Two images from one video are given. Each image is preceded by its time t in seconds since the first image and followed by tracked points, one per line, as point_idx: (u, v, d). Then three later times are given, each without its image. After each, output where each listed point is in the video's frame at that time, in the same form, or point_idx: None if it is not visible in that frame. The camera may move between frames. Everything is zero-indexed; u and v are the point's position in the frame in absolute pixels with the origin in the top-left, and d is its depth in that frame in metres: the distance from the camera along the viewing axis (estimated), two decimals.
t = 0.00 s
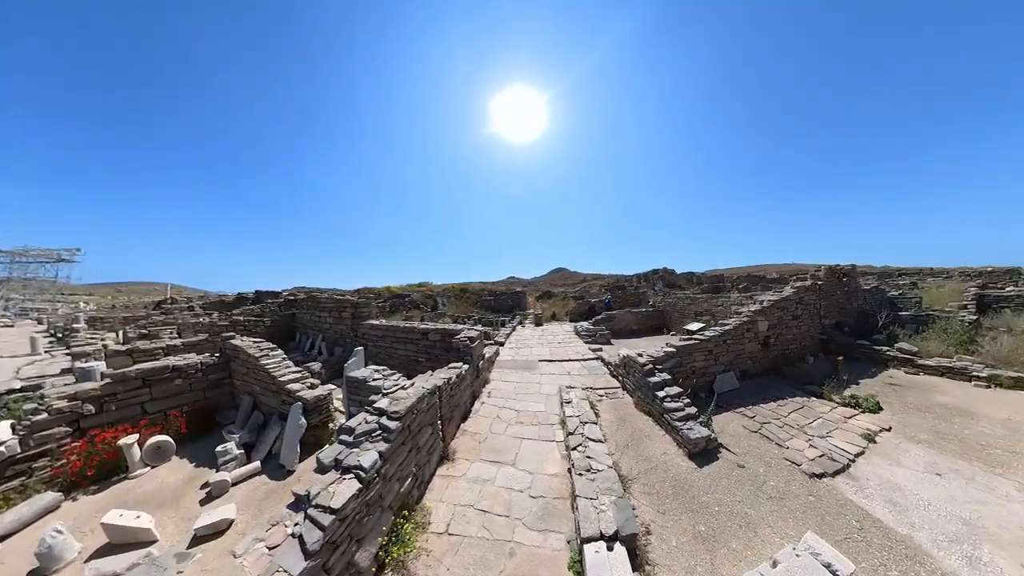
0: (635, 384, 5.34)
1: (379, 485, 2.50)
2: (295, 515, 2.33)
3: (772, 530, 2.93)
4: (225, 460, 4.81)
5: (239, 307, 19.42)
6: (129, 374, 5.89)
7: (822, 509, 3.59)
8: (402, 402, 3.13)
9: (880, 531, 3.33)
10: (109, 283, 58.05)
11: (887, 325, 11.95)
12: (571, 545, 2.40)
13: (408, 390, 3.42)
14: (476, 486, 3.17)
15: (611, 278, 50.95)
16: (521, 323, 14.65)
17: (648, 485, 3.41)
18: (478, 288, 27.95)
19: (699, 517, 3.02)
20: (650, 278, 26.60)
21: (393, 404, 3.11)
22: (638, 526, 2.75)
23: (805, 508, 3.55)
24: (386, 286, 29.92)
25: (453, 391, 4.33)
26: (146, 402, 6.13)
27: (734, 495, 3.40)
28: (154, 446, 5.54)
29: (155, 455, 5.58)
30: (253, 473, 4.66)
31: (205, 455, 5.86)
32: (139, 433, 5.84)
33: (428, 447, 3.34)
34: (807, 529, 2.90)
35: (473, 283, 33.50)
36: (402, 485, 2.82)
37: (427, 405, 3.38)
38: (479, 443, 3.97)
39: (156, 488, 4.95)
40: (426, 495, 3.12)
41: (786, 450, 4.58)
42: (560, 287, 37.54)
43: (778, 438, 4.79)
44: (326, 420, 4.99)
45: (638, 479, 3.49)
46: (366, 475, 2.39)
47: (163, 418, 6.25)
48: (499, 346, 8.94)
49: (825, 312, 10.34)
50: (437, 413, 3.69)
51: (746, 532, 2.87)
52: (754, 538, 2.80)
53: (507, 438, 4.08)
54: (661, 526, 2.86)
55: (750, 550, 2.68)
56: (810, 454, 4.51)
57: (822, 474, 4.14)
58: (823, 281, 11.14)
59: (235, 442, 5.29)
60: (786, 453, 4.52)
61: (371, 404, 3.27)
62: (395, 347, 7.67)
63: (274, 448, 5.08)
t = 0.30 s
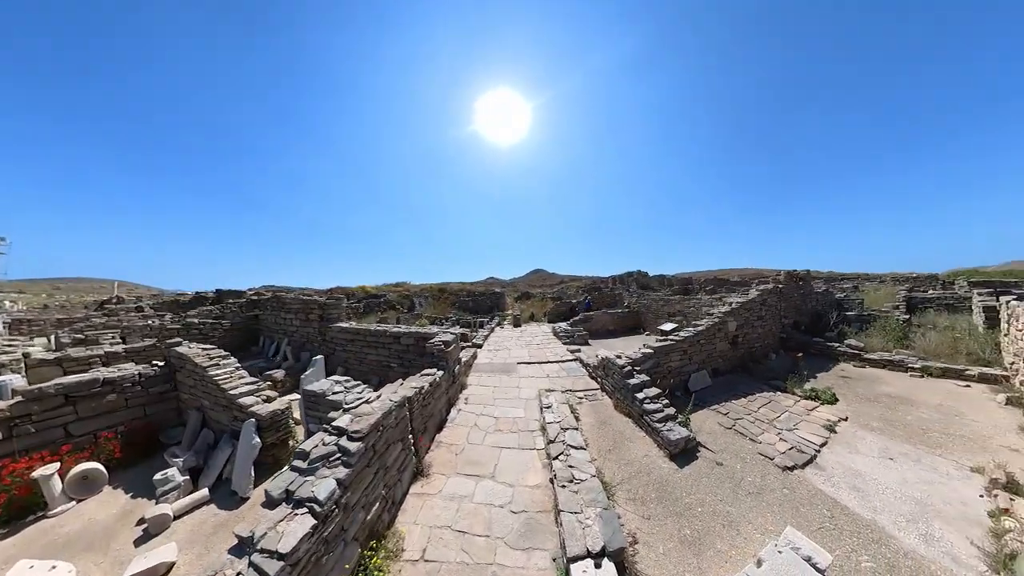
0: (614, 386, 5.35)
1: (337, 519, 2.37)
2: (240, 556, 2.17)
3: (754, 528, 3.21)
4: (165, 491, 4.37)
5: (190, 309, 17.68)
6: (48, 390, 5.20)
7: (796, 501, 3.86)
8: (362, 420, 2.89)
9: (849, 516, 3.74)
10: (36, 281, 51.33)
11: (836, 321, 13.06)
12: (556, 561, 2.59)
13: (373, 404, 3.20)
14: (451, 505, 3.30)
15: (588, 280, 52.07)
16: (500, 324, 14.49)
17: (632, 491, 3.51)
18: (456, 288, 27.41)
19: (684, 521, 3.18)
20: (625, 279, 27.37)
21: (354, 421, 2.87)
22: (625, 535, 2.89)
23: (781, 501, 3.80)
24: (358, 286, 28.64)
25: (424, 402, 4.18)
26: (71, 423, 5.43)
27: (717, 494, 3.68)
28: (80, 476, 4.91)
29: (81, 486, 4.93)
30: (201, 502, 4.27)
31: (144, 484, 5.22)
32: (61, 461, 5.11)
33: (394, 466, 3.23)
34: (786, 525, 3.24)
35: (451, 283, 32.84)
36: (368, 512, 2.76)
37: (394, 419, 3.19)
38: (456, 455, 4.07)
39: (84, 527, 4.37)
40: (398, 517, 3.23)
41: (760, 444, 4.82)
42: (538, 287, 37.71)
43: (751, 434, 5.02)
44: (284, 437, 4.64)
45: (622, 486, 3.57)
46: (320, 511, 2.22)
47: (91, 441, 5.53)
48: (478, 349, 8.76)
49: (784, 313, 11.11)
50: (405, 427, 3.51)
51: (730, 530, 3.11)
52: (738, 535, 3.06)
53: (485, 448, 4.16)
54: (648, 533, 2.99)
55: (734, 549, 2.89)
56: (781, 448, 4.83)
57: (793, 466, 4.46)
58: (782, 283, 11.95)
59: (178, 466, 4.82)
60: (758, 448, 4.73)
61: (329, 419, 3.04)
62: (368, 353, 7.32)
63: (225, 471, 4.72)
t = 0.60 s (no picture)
0: (616, 390, 5.04)
1: (300, 555, 2.08)
2: None
3: (775, 550, 2.93)
4: (123, 509, 3.98)
5: (174, 310, 17.03)
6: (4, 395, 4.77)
7: (816, 517, 3.58)
8: (333, 437, 2.55)
9: (873, 532, 3.47)
10: (21, 281, 49.89)
11: (836, 321, 12.93)
12: None
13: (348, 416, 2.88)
14: (438, 527, 3.02)
15: (584, 280, 51.89)
16: (495, 324, 14.12)
17: (639, 509, 3.23)
18: (451, 288, 26.97)
19: (698, 543, 2.90)
20: (623, 279, 27.15)
21: (322, 438, 2.54)
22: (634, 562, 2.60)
23: (801, 517, 3.52)
24: (352, 286, 28.11)
25: (409, 411, 3.87)
26: (30, 432, 4.96)
27: (730, 511, 3.38)
28: (37, 490, 4.48)
29: (38, 502, 4.52)
30: (164, 521, 3.88)
31: (104, 500, 4.76)
32: (15, 475, 4.66)
33: (374, 486, 2.94)
34: (808, 546, 2.96)
35: (446, 283, 32.41)
36: (341, 540, 2.48)
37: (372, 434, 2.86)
38: (444, 471, 3.80)
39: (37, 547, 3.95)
40: (379, 541, 2.92)
41: (772, 452, 4.57)
42: (534, 287, 37.39)
43: (762, 441, 4.77)
44: (258, 449, 4.28)
45: (629, 503, 3.29)
46: (274, 549, 1.94)
47: (51, 451, 5.05)
48: (473, 351, 8.40)
49: (785, 313, 10.90)
50: (387, 441, 3.19)
51: (750, 553, 2.83)
52: (760, 560, 2.77)
53: (478, 462, 3.88)
54: (660, 557, 2.72)
55: None
56: (796, 456, 4.58)
57: (809, 476, 4.22)
58: (783, 283, 11.76)
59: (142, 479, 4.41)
60: (771, 457, 4.48)
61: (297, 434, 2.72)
62: (357, 355, 6.93)
63: (192, 485, 4.33)
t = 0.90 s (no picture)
0: (625, 399, 4.66)
1: None
2: None
3: None
4: (80, 533, 3.75)
5: (167, 310, 16.67)
6: None
7: (851, 543, 3.18)
8: (298, 466, 2.24)
9: (916, 561, 3.06)
10: (20, 281, 49.53)
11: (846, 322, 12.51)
12: None
13: (319, 438, 2.58)
14: (427, 561, 2.63)
15: (584, 281, 51.50)
16: (495, 326, 13.75)
17: (655, 538, 2.85)
18: (451, 288, 26.60)
19: None
20: (624, 279, 26.73)
21: (284, 467, 2.25)
22: None
23: (835, 543, 3.11)
24: (351, 286, 27.78)
25: (396, 426, 3.55)
26: None
27: (757, 539, 2.99)
28: None
29: None
30: (123, 546, 3.57)
31: (61, 519, 4.34)
32: None
33: (353, 515, 2.64)
34: None
35: (446, 283, 32.03)
36: None
37: (346, 458, 2.56)
38: (436, 493, 3.44)
39: None
40: None
41: (795, 467, 4.20)
42: (534, 287, 36.95)
43: (784, 455, 4.40)
44: (228, 466, 4.05)
45: (644, 531, 2.91)
46: None
47: (12, 465, 4.68)
48: (470, 353, 8.01)
49: (795, 314, 10.50)
50: (366, 465, 2.90)
51: None
52: None
53: (475, 481, 3.51)
54: None
55: None
56: (822, 472, 4.20)
57: (839, 495, 3.83)
58: (792, 282, 11.36)
59: (102, 499, 4.21)
60: (796, 473, 4.10)
61: (259, 460, 2.43)
62: (348, 359, 6.56)
63: (157, 505, 4.09)
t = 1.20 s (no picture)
0: (633, 406, 4.31)
1: None
2: None
3: None
4: (30, 553, 3.44)
5: (161, 309, 16.35)
6: None
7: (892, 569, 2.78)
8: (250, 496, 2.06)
9: None
10: (20, 282, 49.45)
11: (857, 322, 12.13)
12: None
13: (276, 460, 2.43)
14: None
15: (585, 281, 51.15)
16: (494, 326, 13.38)
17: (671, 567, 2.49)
18: (450, 288, 26.24)
19: None
20: (626, 279, 26.33)
21: (233, 495, 2.13)
22: None
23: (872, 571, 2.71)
24: (348, 285, 27.31)
25: (379, 439, 3.27)
26: None
27: (788, 567, 2.62)
28: None
29: None
30: (78, 567, 3.38)
31: (12, 538, 3.91)
32: None
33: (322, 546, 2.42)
34: None
35: (445, 284, 31.66)
36: None
37: (310, 481, 2.40)
38: (425, 514, 3.10)
39: None
40: None
41: (821, 482, 3.85)
42: (535, 287, 36.58)
43: (807, 468, 4.06)
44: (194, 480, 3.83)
45: (658, 559, 2.55)
46: None
47: None
48: (468, 355, 7.64)
49: (805, 314, 10.10)
50: (339, 489, 2.70)
51: None
52: None
53: (469, 502, 3.17)
54: None
55: None
56: (849, 486, 3.85)
57: (872, 514, 3.46)
58: (802, 280, 10.97)
59: (59, 513, 3.96)
60: (822, 489, 3.75)
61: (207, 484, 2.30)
62: (337, 362, 6.21)
63: (117, 522, 3.87)
